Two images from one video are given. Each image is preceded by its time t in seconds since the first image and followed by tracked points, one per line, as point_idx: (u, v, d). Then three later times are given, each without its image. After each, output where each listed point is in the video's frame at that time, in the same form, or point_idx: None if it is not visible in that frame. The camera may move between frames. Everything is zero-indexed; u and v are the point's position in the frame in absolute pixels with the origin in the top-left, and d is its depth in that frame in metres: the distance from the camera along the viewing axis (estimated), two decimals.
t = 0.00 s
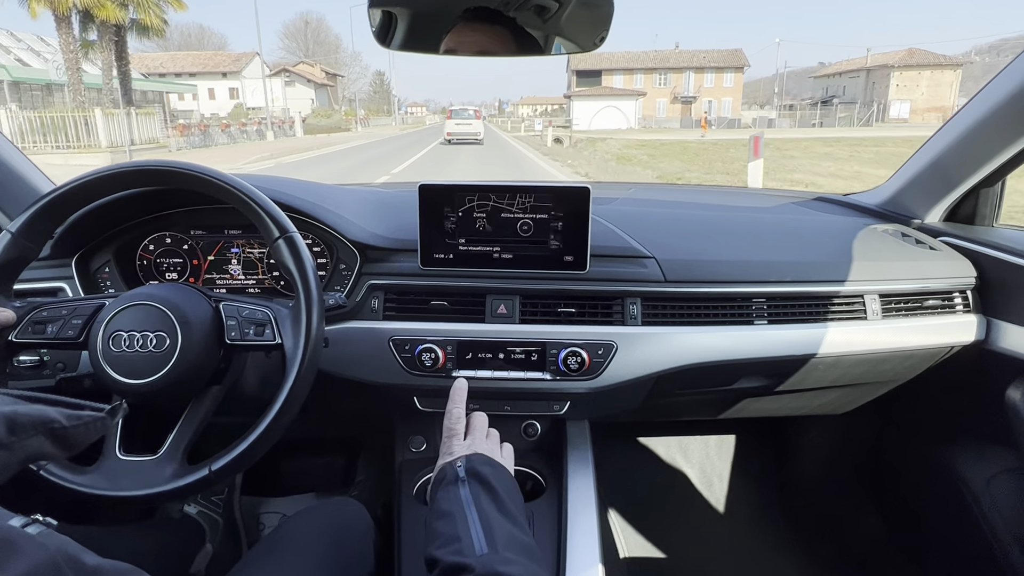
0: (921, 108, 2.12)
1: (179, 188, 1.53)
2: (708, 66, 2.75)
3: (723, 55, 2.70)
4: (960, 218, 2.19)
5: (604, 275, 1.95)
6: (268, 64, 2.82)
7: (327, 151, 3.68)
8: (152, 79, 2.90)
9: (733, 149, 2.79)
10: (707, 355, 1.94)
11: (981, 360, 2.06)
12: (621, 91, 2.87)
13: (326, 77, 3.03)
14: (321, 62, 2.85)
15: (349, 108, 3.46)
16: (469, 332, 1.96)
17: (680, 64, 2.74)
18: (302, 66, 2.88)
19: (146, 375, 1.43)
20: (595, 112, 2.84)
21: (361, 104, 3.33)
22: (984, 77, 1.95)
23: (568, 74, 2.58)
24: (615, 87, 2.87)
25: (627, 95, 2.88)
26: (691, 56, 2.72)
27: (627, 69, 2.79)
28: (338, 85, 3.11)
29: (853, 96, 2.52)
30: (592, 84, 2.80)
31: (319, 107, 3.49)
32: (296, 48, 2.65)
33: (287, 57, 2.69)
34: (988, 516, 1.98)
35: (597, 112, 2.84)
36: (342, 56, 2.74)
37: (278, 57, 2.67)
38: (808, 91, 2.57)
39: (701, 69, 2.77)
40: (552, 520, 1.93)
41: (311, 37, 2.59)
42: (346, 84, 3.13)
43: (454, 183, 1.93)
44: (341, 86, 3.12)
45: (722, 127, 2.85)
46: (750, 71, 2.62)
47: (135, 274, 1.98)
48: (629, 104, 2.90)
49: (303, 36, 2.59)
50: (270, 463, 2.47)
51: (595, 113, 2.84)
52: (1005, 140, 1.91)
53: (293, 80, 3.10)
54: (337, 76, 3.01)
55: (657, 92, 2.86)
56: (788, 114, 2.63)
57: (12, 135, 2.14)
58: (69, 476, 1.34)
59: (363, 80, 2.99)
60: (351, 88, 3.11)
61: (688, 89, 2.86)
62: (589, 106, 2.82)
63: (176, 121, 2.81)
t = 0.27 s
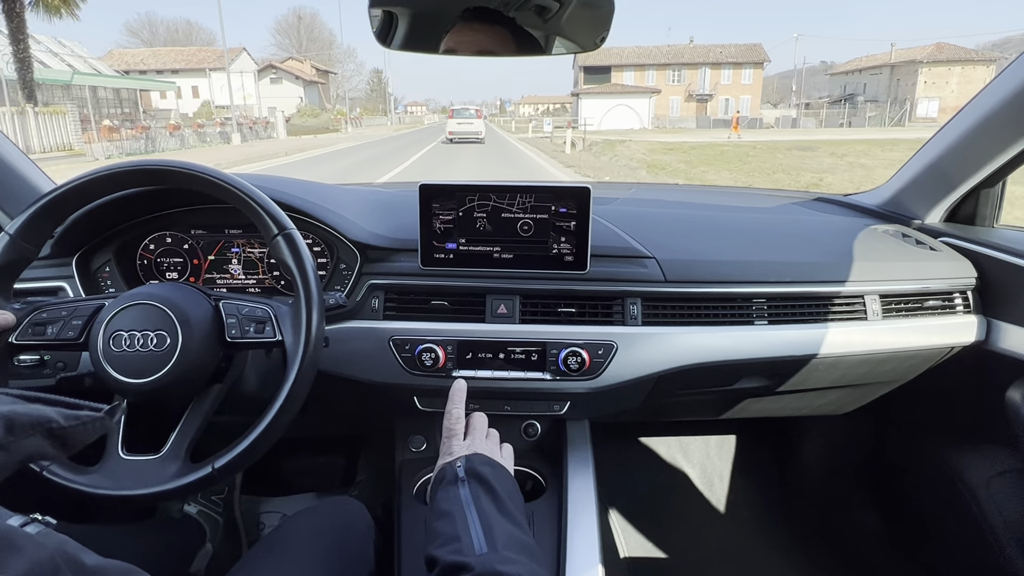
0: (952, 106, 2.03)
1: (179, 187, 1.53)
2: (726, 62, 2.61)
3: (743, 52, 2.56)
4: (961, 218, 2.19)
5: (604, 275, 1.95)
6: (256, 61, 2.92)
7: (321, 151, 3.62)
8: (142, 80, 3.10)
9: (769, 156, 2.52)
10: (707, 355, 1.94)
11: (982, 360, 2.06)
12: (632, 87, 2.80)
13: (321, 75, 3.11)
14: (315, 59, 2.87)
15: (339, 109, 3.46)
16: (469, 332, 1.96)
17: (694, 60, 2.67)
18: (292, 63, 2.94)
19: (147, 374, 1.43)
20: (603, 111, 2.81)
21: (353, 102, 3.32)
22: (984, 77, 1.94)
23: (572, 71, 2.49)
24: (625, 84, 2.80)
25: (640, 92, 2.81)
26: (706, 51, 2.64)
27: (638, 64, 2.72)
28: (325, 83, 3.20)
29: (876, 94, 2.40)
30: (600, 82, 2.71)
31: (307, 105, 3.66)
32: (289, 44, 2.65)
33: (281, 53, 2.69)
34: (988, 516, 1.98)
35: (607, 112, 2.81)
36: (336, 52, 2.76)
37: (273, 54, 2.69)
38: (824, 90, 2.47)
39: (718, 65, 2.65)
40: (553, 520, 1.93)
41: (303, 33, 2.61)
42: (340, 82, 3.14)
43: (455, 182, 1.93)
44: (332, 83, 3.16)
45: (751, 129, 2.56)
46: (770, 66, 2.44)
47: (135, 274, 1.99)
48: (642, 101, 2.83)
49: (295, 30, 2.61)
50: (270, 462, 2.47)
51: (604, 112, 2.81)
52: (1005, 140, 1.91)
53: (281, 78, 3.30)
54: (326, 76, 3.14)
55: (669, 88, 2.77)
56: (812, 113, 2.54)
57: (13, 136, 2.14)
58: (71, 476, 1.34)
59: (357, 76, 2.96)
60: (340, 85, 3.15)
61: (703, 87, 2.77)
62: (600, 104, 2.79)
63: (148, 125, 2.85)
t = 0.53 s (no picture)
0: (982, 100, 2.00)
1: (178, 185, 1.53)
2: (745, 57, 2.42)
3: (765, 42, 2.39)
4: (961, 218, 2.19)
5: (604, 275, 1.95)
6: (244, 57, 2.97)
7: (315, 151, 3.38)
8: (114, 76, 2.81)
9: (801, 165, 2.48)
10: (707, 355, 1.94)
11: (981, 360, 2.06)
12: (645, 82, 2.62)
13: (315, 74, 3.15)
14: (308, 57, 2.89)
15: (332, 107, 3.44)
16: (469, 332, 1.96)
17: (712, 54, 2.43)
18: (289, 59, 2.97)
19: (146, 373, 1.43)
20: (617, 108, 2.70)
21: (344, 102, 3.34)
22: (985, 76, 1.94)
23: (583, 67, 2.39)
24: (637, 80, 2.62)
25: (656, 89, 2.65)
26: (728, 42, 2.41)
27: (651, 60, 2.53)
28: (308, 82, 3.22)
29: (901, 91, 2.36)
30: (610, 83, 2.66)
31: (295, 105, 3.40)
32: (283, 40, 2.67)
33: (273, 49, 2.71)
34: (988, 516, 1.98)
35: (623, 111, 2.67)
36: (330, 47, 2.77)
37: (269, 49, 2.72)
38: (845, 87, 2.48)
39: (738, 60, 2.46)
40: (552, 519, 1.93)
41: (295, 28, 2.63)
42: (334, 78, 3.15)
43: (455, 181, 1.92)
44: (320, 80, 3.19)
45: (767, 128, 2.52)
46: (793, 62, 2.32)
47: (135, 273, 1.98)
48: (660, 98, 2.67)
49: (287, 25, 2.63)
50: (269, 461, 2.47)
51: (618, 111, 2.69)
52: (1005, 139, 1.90)
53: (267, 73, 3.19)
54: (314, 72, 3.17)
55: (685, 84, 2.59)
56: (844, 112, 2.52)
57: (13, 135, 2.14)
58: (72, 475, 1.34)
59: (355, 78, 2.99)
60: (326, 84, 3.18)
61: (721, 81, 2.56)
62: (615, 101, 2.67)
63: (118, 125, 2.61)
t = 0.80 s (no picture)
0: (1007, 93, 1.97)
1: (178, 184, 1.53)
2: (772, 50, 2.60)
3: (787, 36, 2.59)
4: (962, 215, 2.19)
5: (605, 273, 1.95)
6: (226, 51, 2.97)
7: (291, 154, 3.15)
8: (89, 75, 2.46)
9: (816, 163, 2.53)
10: (708, 352, 1.94)
11: (983, 357, 2.06)
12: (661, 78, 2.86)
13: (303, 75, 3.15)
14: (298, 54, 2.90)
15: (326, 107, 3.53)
16: (470, 330, 1.96)
17: (734, 47, 2.70)
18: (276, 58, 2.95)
19: (146, 373, 1.42)
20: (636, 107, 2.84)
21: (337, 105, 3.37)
22: (987, 73, 1.94)
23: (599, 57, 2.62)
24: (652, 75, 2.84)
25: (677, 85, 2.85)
26: (755, 34, 2.65)
27: (667, 55, 2.80)
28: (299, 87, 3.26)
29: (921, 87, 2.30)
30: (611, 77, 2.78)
31: (276, 104, 3.31)
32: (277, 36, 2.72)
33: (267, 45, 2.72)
34: (990, 514, 1.98)
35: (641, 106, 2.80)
36: (323, 42, 2.80)
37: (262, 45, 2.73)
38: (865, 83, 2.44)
39: (762, 55, 2.65)
40: (554, 518, 1.93)
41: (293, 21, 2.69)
42: (328, 75, 3.13)
43: (456, 179, 1.92)
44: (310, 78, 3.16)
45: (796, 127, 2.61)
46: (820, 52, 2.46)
47: (135, 272, 1.98)
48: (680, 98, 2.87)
49: (280, 20, 2.72)
50: (270, 460, 2.47)
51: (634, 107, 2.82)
52: (1006, 136, 1.90)
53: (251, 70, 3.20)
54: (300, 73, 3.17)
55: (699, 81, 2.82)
56: (879, 111, 2.39)
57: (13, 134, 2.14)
58: (72, 475, 1.34)
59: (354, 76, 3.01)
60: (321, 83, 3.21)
61: (742, 79, 2.77)
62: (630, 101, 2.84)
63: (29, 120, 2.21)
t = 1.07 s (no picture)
0: None
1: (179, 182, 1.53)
2: (802, 44, 2.33)
3: (819, 28, 2.34)
4: (964, 212, 2.18)
5: (606, 270, 1.95)
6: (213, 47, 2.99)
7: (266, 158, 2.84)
8: None
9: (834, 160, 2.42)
10: (709, 350, 1.94)
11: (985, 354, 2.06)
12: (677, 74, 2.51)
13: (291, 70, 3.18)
14: (287, 49, 2.96)
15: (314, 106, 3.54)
16: (471, 328, 1.96)
17: (760, 40, 2.30)
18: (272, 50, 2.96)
19: (148, 371, 1.43)
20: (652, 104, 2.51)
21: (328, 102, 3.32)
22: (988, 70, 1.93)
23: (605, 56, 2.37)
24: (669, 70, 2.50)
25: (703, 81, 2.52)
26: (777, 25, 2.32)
27: (686, 47, 2.43)
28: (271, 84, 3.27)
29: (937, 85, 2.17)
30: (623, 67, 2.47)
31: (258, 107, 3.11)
32: (269, 30, 2.74)
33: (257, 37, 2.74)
34: (991, 510, 1.98)
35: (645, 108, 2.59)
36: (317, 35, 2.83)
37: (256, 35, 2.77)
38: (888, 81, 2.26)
39: (791, 48, 2.34)
40: (555, 515, 1.93)
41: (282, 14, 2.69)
42: (322, 73, 3.15)
43: (456, 177, 1.91)
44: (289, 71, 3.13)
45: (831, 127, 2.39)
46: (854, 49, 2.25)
47: (136, 271, 1.98)
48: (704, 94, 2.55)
49: (272, 14, 2.70)
50: (272, 458, 2.47)
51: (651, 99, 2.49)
52: (1006, 133, 1.90)
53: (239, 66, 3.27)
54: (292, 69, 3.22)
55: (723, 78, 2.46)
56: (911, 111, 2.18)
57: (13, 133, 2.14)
58: (74, 473, 1.34)
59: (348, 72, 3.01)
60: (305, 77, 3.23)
61: (770, 73, 2.41)
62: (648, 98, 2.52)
63: None
